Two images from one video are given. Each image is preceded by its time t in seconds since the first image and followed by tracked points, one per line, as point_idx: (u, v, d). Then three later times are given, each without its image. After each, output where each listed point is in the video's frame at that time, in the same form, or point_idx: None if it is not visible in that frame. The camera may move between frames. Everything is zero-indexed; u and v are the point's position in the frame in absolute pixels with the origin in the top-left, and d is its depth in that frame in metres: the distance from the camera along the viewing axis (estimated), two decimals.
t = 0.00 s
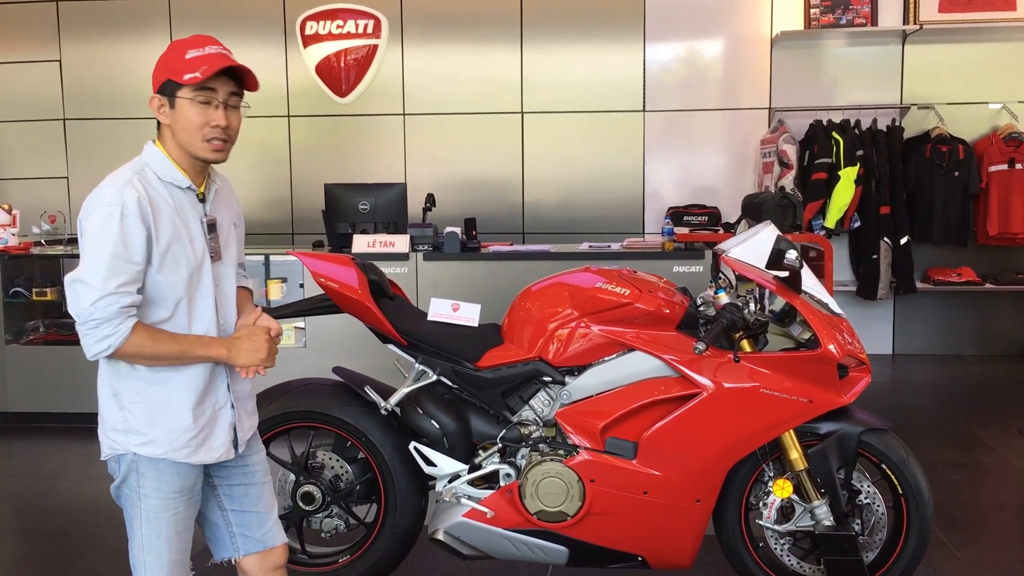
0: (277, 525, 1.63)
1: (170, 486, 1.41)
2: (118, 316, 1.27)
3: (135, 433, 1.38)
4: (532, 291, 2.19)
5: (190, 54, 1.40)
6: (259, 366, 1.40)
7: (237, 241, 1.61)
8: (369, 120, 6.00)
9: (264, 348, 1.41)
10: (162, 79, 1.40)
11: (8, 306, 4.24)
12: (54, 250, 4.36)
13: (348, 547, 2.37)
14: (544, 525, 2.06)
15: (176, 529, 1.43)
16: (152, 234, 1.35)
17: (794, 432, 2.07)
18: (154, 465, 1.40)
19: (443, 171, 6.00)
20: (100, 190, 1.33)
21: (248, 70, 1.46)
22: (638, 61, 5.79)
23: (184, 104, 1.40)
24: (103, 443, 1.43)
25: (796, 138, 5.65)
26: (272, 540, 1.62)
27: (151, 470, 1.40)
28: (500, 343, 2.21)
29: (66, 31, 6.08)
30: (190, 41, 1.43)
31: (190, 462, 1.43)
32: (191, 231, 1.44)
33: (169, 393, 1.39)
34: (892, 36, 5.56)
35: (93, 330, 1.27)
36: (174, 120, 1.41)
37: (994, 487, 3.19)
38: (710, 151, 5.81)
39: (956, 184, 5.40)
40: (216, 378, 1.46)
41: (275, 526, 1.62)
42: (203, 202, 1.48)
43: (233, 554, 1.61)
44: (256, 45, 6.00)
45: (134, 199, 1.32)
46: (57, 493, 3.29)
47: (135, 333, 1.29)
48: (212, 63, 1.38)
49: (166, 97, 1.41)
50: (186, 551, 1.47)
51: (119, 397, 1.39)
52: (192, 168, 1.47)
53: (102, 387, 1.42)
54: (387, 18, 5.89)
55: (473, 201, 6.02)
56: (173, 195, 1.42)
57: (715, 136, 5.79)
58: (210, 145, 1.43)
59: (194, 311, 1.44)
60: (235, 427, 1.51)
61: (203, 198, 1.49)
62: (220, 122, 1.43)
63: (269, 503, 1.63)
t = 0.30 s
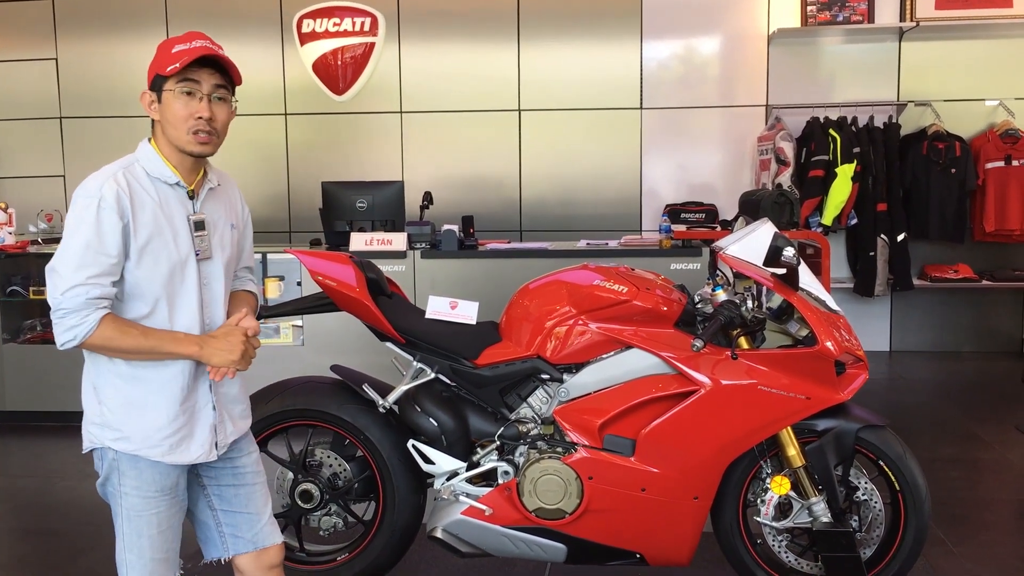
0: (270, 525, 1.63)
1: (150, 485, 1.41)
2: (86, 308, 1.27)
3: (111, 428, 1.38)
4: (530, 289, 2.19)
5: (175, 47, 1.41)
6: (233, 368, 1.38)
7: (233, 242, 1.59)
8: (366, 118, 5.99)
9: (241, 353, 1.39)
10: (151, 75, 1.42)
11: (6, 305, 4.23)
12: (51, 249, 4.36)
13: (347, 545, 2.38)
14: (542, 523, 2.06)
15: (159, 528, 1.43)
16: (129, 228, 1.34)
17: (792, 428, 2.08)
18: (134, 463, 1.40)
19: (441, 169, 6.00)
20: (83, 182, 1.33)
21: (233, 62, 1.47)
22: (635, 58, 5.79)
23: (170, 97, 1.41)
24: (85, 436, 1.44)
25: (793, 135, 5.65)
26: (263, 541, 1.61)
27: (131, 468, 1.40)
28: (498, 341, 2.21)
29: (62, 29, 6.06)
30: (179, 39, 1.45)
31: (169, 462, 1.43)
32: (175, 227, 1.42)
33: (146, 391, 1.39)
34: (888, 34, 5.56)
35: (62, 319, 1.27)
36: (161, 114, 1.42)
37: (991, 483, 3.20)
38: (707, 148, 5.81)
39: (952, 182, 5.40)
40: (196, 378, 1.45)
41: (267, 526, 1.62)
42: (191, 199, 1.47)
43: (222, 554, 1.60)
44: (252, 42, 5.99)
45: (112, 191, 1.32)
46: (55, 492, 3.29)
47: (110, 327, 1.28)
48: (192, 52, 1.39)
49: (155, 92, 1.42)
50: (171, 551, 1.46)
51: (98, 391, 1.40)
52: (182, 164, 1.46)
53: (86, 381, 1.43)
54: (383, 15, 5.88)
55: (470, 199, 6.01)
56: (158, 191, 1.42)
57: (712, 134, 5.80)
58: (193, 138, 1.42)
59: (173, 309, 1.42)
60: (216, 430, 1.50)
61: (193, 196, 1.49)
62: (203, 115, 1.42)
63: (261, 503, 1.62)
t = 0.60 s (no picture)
0: (271, 529, 1.63)
1: (148, 487, 1.42)
2: (88, 307, 1.28)
3: (110, 427, 1.40)
4: (532, 290, 2.20)
5: (195, 52, 1.43)
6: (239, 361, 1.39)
7: (240, 247, 1.59)
8: (368, 119, 6.00)
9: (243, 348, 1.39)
10: (168, 77, 1.43)
11: (9, 306, 4.24)
12: (54, 250, 4.37)
13: (350, 545, 2.38)
14: (545, 523, 2.06)
15: (157, 530, 1.43)
16: (131, 228, 1.35)
17: (794, 428, 2.08)
18: (132, 464, 1.41)
19: (442, 170, 6.01)
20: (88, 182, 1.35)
21: (252, 71, 1.48)
22: (637, 59, 5.80)
23: (186, 100, 1.42)
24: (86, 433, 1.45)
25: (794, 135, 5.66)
26: (264, 544, 1.62)
27: (130, 469, 1.41)
28: (500, 341, 2.21)
29: (64, 31, 6.07)
30: (200, 44, 1.46)
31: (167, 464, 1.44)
32: (178, 228, 1.43)
33: (143, 392, 1.39)
34: (890, 34, 5.57)
35: (64, 317, 1.29)
36: (176, 117, 1.43)
37: (993, 483, 3.20)
38: (708, 148, 5.82)
39: (954, 182, 5.41)
40: (195, 381, 1.45)
41: (269, 530, 1.63)
42: (197, 202, 1.48)
43: (223, 557, 1.61)
44: (254, 44, 6.00)
45: (115, 191, 1.33)
46: (58, 493, 3.30)
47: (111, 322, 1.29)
48: (213, 58, 1.40)
49: (171, 94, 1.43)
50: (170, 553, 1.47)
51: (98, 389, 1.41)
52: (190, 167, 1.47)
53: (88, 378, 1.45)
54: (385, 17, 5.89)
55: (472, 199, 6.02)
56: (162, 192, 1.43)
57: (714, 134, 5.80)
58: (206, 142, 1.43)
59: (176, 310, 1.42)
60: (213, 434, 1.49)
61: (200, 199, 1.49)
62: (219, 120, 1.43)
63: (264, 507, 1.63)
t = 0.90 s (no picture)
0: (282, 531, 1.64)
1: (169, 491, 1.42)
2: (106, 308, 1.28)
3: (130, 432, 1.40)
4: (537, 293, 2.20)
5: (209, 56, 1.43)
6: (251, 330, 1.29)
7: (248, 250, 1.60)
8: (371, 123, 6.02)
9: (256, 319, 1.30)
10: (180, 80, 1.43)
11: (13, 310, 4.26)
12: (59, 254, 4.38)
13: (354, 548, 2.38)
14: (548, 526, 2.07)
15: (178, 534, 1.44)
16: (148, 231, 1.36)
17: (798, 432, 2.08)
18: (154, 468, 1.41)
19: (445, 174, 6.02)
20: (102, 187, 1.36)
21: (262, 75, 1.51)
22: (640, 63, 5.81)
23: (200, 103, 1.43)
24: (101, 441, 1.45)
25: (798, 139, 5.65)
26: (276, 546, 1.62)
27: (151, 474, 1.41)
28: (504, 345, 2.21)
29: (69, 35, 6.10)
30: (211, 46, 1.46)
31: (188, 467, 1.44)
32: (193, 231, 1.44)
33: (166, 395, 1.41)
34: (893, 38, 5.57)
35: (84, 321, 1.28)
36: (189, 120, 1.44)
37: (997, 487, 3.19)
38: (711, 152, 5.82)
39: (958, 185, 5.40)
40: (213, 380, 1.47)
41: (280, 532, 1.63)
42: (209, 205, 1.49)
43: (237, 560, 1.61)
44: (258, 48, 6.02)
45: (131, 195, 1.34)
46: (62, 496, 3.31)
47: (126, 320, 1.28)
48: (229, 63, 1.41)
49: (182, 96, 1.43)
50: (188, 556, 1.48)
51: (116, 394, 1.41)
52: (201, 170, 1.48)
53: (101, 385, 1.44)
54: (389, 21, 5.91)
55: (475, 203, 6.03)
56: (177, 195, 1.44)
57: (717, 138, 5.80)
58: (222, 145, 1.45)
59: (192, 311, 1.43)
60: (233, 434, 1.51)
61: (211, 201, 1.50)
62: (234, 123, 1.45)
63: (275, 509, 1.64)
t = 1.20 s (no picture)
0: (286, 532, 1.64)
1: (184, 495, 1.42)
2: (120, 306, 1.25)
3: (148, 439, 1.39)
4: (536, 296, 2.20)
5: (224, 63, 1.43)
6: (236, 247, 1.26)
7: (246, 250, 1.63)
8: (370, 126, 6.03)
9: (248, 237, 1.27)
10: (191, 83, 1.42)
11: (12, 312, 4.25)
12: (58, 257, 4.37)
13: (352, 551, 2.38)
14: (547, 529, 2.07)
15: (192, 538, 1.44)
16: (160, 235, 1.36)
17: (796, 436, 2.08)
18: (169, 473, 1.41)
19: (445, 177, 6.03)
20: (108, 193, 1.35)
21: (274, 86, 1.52)
22: (639, 66, 5.82)
23: (211, 110, 1.42)
24: (111, 450, 1.43)
25: (797, 142, 5.66)
26: (282, 548, 1.62)
27: (166, 478, 1.41)
28: (503, 348, 2.21)
29: (70, 38, 6.11)
30: (222, 51, 1.45)
31: (203, 470, 1.44)
32: (200, 235, 1.46)
33: (183, 398, 1.40)
34: (892, 41, 5.58)
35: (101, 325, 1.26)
36: (199, 125, 1.43)
37: (996, 490, 3.19)
38: (710, 155, 5.83)
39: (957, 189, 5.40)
40: (226, 379, 1.48)
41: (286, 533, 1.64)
42: (212, 208, 1.51)
43: (244, 562, 1.61)
44: (258, 51, 6.03)
45: (142, 198, 1.34)
46: (60, 499, 3.30)
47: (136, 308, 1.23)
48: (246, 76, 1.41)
49: (192, 100, 1.43)
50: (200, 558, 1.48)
51: (131, 402, 1.40)
52: (203, 173, 1.49)
53: (113, 394, 1.42)
54: (389, 24, 5.93)
55: (475, 206, 6.03)
56: (182, 199, 1.44)
57: (716, 141, 5.81)
58: (230, 154, 1.46)
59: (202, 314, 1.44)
60: (246, 434, 1.51)
61: (213, 204, 1.52)
62: (244, 134, 1.46)
63: (280, 510, 1.64)
